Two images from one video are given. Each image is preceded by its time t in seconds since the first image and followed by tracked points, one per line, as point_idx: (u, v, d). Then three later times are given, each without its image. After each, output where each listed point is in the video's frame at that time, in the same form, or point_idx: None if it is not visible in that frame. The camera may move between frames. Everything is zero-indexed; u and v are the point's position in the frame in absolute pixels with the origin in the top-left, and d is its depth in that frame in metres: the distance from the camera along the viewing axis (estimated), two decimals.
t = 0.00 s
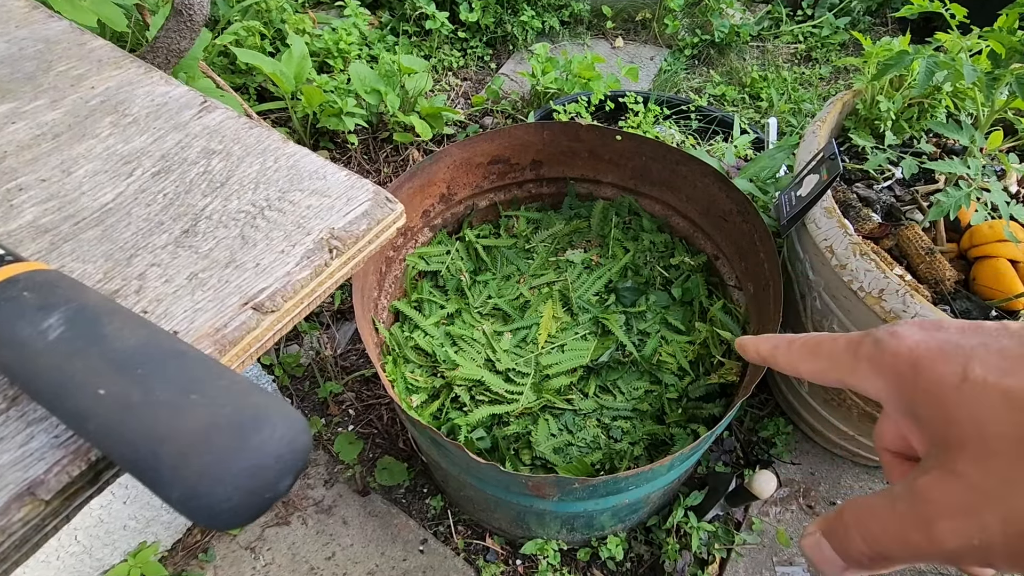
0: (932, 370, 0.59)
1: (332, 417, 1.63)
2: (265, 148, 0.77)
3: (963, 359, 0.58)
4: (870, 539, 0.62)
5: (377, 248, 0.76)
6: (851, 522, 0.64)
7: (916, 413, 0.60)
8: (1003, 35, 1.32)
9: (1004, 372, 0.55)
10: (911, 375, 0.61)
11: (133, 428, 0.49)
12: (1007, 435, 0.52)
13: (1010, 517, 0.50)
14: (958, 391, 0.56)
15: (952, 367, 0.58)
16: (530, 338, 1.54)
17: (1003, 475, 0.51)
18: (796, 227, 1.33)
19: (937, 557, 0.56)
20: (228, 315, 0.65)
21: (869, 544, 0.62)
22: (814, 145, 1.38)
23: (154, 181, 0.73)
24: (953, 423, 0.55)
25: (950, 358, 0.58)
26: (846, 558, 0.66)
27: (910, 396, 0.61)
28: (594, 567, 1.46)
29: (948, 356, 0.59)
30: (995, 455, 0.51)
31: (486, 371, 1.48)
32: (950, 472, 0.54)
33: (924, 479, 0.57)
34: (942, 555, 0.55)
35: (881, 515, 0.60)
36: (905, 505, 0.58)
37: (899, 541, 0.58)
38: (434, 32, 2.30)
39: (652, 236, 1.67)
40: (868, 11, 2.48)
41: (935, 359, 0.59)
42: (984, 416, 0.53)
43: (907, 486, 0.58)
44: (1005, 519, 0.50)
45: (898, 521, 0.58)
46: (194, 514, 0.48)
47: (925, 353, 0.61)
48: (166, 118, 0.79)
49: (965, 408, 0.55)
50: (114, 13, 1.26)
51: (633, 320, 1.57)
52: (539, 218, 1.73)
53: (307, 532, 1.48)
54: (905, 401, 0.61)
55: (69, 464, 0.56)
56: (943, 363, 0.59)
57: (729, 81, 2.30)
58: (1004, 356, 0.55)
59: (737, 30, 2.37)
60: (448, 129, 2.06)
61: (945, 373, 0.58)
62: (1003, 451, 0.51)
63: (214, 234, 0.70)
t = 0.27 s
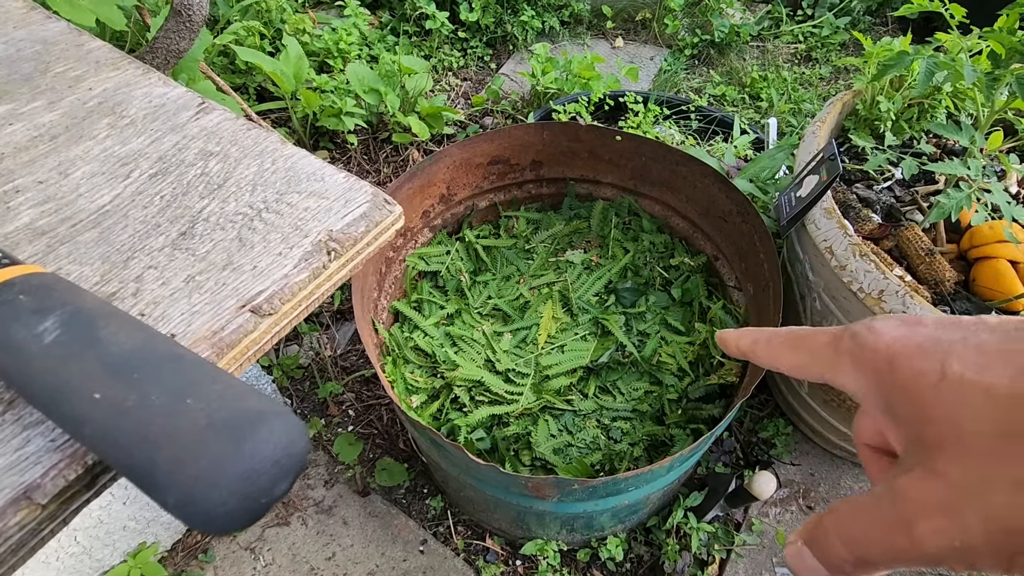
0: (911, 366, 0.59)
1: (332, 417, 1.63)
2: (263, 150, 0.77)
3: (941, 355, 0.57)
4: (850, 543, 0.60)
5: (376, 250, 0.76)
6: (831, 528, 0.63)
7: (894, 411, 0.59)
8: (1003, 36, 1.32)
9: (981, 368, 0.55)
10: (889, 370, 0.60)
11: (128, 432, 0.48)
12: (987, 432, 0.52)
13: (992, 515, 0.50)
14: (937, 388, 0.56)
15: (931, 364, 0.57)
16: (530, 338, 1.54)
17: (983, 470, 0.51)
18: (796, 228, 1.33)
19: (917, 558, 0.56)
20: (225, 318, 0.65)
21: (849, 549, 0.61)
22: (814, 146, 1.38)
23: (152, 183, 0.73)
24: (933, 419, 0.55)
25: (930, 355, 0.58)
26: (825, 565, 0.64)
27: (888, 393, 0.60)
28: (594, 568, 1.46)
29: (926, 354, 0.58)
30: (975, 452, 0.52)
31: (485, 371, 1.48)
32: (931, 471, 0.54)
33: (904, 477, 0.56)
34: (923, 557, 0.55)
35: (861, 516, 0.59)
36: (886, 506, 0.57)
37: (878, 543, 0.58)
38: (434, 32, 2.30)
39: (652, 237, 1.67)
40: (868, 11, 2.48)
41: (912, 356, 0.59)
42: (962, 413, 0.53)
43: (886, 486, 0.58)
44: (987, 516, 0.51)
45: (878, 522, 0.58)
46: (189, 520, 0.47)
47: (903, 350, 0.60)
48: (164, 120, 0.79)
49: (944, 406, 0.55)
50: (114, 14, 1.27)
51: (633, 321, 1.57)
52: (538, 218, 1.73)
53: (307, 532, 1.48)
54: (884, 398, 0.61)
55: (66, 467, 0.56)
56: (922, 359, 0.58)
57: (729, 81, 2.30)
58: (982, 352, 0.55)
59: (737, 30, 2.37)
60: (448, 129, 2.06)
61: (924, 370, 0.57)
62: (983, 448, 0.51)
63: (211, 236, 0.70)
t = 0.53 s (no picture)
0: (924, 386, 0.56)
1: (332, 416, 1.62)
2: (264, 148, 0.77)
3: (953, 374, 0.54)
4: None
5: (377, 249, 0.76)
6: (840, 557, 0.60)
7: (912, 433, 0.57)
8: (1004, 35, 1.31)
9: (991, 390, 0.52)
10: (897, 381, 0.58)
11: (129, 432, 0.48)
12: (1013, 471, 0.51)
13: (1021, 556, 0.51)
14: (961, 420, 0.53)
15: (946, 388, 0.54)
16: (530, 337, 1.54)
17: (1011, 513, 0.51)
18: (797, 227, 1.33)
19: None
20: (226, 317, 0.64)
21: None
22: (815, 145, 1.38)
23: (152, 182, 0.73)
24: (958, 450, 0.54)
25: (942, 370, 0.55)
26: None
27: (900, 408, 0.58)
28: (594, 567, 1.46)
29: (936, 372, 0.55)
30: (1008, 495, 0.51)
31: (486, 371, 1.48)
32: (956, 506, 0.53)
33: (928, 513, 0.55)
34: None
35: (881, 550, 0.57)
36: (910, 540, 0.56)
37: None
38: (434, 31, 2.30)
39: (653, 236, 1.66)
40: (868, 11, 2.48)
41: (922, 373, 0.56)
42: (990, 452, 0.52)
43: (906, 514, 0.57)
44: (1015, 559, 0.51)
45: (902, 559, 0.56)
46: (190, 519, 0.47)
47: (909, 360, 0.57)
48: (165, 118, 0.78)
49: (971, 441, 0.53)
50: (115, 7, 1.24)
51: (633, 320, 1.57)
52: (539, 217, 1.73)
53: (307, 532, 1.47)
54: (892, 411, 0.59)
55: (66, 467, 0.56)
56: (933, 378, 0.55)
57: (729, 80, 2.30)
58: (992, 367, 0.52)
59: (737, 29, 2.37)
60: (448, 128, 2.06)
61: (939, 391, 0.55)
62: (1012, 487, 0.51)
63: (212, 235, 0.69)
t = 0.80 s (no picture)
0: (942, 258, 0.68)
1: (331, 417, 1.62)
2: (262, 149, 0.77)
3: (976, 255, 0.66)
4: (805, 413, 0.68)
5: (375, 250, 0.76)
6: (788, 399, 0.69)
7: (906, 298, 0.69)
8: (1004, 36, 1.32)
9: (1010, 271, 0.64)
10: (911, 256, 0.70)
11: (125, 435, 0.48)
12: (1001, 337, 0.62)
13: (970, 401, 0.63)
14: (962, 286, 0.65)
15: (965, 259, 0.66)
16: (530, 338, 1.54)
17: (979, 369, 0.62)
18: (796, 228, 1.33)
19: (870, 432, 0.67)
20: (224, 319, 0.64)
21: (804, 421, 0.68)
22: (814, 145, 1.38)
23: (149, 183, 0.73)
24: (947, 312, 0.65)
25: (957, 250, 0.68)
26: (766, 435, 0.71)
27: (905, 277, 0.69)
28: (594, 567, 1.46)
29: (958, 250, 0.67)
30: (983, 347, 0.62)
31: (485, 371, 1.48)
32: (928, 358, 0.65)
33: (902, 357, 0.66)
34: (879, 434, 0.66)
35: (827, 396, 0.67)
36: (863, 384, 0.66)
37: (841, 415, 0.67)
38: (433, 31, 2.30)
39: (652, 236, 1.66)
40: (868, 11, 2.48)
41: (946, 250, 0.68)
42: (985, 316, 0.63)
43: (878, 363, 0.67)
44: (969, 407, 0.63)
45: (853, 398, 0.66)
46: (187, 523, 0.47)
47: (933, 242, 0.69)
48: (162, 119, 0.78)
49: (969, 305, 0.64)
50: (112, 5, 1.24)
51: (633, 320, 1.57)
52: (538, 217, 1.73)
53: (306, 532, 1.47)
54: (898, 280, 0.70)
55: (63, 470, 0.56)
56: (953, 255, 0.67)
57: (729, 80, 2.30)
58: (1014, 257, 0.65)
59: (736, 29, 2.37)
60: (447, 129, 2.06)
61: (954, 267, 0.66)
62: (991, 346, 0.62)
63: (209, 236, 0.69)
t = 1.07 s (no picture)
0: (942, 288, 0.61)
1: (330, 417, 1.62)
2: (259, 149, 0.77)
3: (979, 281, 0.59)
4: (814, 463, 0.63)
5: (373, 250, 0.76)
6: (792, 447, 0.64)
7: (908, 334, 0.62)
8: (1002, 35, 1.31)
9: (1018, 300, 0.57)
10: (909, 281, 0.63)
11: (121, 436, 0.48)
12: (1012, 373, 0.56)
13: (992, 444, 0.57)
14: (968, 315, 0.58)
15: (968, 288, 0.59)
16: (529, 338, 1.54)
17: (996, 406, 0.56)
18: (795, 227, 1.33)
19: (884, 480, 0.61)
20: (221, 319, 0.64)
21: (815, 472, 0.63)
22: (814, 145, 1.38)
23: (146, 182, 0.72)
24: (953, 347, 0.59)
25: (957, 276, 0.61)
26: (772, 487, 0.66)
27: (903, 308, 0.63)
28: (593, 568, 1.46)
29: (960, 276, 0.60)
30: (999, 385, 0.56)
31: (484, 371, 1.48)
32: (936, 400, 0.59)
33: (907, 400, 0.60)
34: (893, 482, 0.61)
35: (835, 446, 0.62)
36: (872, 430, 0.61)
37: (850, 465, 0.61)
38: (432, 31, 2.30)
39: (651, 236, 1.66)
40: (867, 10, 2.47)
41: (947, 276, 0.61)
42: (999, 351, 0.57)
43: (882, 407, 0.61)
44: (988, 448, 0.57)
45: (862, 446, 0.61)
46: (182, 525, 0.47)
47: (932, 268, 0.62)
48: (159, 118, 0.78)
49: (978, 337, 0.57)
50: (108, 6, 1.24)
51: (632, 320, 1.57)
52: (537, 217, 1.73)
53: (305, 532, 1.47)
54: (896, 312, 0.63)
55: (58, 471, 0.56)
56: (956, 282, 0.60)
57: (728, 80, 2.30)
58: None
59: (735, 29, 2.37)
60: (446, 129, 2.06)
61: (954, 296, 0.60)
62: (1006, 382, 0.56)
63: (206, 236, 0.69)
